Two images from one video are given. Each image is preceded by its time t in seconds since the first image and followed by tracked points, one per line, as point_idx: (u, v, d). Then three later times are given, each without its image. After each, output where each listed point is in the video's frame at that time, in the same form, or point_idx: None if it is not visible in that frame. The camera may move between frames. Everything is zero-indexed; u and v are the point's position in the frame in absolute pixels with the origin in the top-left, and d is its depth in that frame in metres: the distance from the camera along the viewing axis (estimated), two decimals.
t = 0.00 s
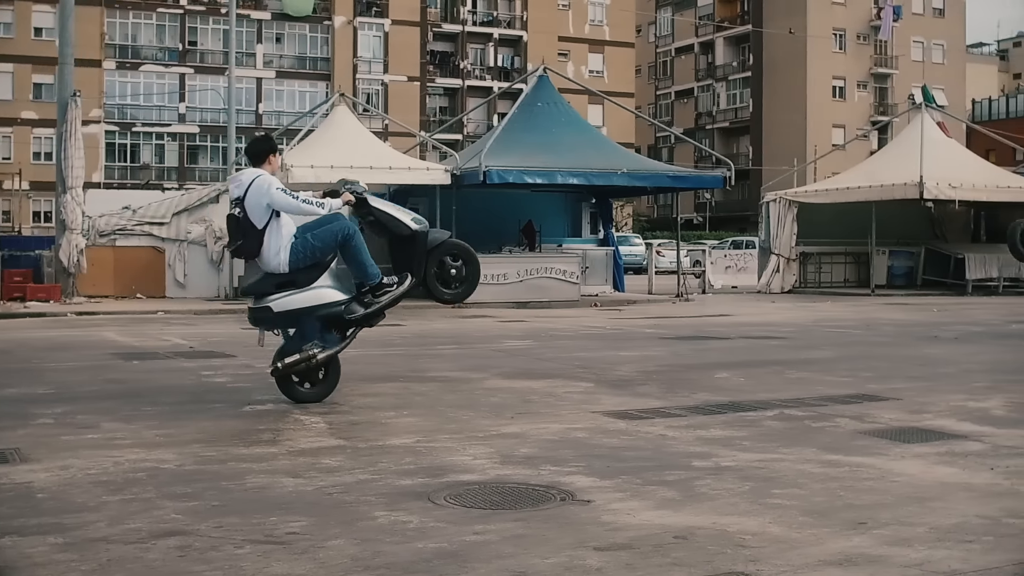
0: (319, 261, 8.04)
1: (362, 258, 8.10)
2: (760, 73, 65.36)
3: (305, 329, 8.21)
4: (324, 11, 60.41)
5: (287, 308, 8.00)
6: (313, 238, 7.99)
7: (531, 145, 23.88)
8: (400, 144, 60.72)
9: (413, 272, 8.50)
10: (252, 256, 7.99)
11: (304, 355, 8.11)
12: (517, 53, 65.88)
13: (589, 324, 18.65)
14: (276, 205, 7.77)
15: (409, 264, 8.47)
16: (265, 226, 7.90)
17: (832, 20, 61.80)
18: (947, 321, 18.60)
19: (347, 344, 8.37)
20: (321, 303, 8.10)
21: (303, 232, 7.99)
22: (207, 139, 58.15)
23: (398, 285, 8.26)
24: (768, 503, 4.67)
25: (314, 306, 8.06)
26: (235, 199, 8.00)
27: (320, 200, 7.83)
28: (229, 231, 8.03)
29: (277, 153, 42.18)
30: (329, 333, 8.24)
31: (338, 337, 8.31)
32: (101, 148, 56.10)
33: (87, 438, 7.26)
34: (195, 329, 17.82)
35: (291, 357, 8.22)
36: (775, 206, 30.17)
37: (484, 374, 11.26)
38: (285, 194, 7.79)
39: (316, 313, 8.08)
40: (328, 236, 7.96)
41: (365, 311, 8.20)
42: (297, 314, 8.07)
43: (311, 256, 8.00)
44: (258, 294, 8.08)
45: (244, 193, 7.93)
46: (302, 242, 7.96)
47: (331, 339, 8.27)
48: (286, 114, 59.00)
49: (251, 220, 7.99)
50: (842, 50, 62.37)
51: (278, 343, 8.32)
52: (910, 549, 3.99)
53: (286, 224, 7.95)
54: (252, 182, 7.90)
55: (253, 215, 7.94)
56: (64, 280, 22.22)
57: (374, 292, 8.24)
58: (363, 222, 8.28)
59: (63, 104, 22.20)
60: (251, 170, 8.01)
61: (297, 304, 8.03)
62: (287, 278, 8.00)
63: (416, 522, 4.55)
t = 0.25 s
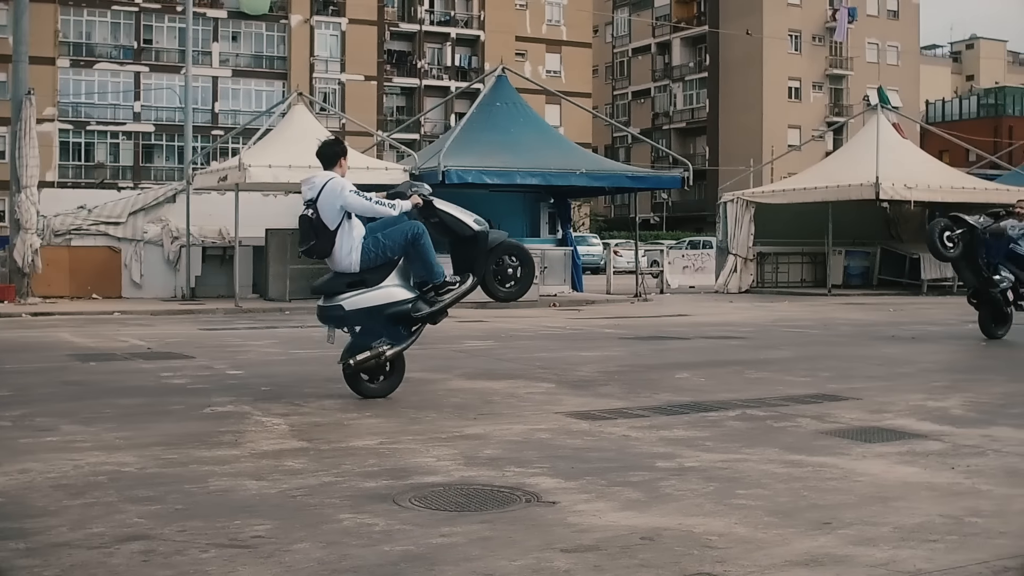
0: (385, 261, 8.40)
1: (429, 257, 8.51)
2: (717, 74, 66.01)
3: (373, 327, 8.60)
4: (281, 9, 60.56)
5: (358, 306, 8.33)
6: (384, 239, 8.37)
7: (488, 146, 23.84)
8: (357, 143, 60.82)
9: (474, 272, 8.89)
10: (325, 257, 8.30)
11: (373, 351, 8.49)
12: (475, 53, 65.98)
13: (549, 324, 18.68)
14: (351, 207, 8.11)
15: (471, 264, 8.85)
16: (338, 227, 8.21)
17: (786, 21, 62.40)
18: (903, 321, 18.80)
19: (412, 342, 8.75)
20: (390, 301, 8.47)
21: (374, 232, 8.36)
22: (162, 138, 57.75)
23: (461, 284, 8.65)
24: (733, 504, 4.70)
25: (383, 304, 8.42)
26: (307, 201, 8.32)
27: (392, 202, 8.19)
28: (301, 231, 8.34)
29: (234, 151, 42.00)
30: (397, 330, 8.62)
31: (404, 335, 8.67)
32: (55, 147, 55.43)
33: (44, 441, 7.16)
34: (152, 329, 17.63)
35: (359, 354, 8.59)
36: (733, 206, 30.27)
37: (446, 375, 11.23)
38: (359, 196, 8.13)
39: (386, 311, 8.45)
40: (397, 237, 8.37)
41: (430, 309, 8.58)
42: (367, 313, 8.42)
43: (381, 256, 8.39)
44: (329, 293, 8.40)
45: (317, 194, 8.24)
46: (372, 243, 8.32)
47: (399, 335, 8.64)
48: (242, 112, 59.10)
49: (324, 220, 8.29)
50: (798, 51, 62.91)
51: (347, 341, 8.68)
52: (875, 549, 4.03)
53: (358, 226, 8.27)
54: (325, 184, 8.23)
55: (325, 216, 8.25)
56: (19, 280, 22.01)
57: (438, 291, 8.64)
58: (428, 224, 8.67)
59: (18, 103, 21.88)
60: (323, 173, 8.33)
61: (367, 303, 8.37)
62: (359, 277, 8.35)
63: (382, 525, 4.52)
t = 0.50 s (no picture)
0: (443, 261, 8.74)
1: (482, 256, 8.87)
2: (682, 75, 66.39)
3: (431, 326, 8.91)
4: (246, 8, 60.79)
5: (417, 304, 8.61)
6: (441, 239, 8.70)
7: (456, 145, 23.84)
8: (323, 143, 60.91)
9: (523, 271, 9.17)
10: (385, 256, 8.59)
11: (432, 350, 8.80)
12: (441, 52, 66.02)
13: (517, 324, 18.69)
14: (413, 207, 8.42)
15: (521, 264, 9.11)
16: (399, 227, 8.50)
17: (751, 21, 62.71)
18: (868, 321, 18.95)
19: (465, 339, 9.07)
20: (448, 300, 8.76)
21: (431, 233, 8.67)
22: (127, 137, 57.36)
23: (512, 282, 9.00)
24: (706, 505, 4.72)
25: (441, 303, 8.69)
26: (367, 203, 8.60)
27: (448, 202, 8.56)
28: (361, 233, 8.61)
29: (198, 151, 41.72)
30: (453, 328, 8.94)
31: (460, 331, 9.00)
32: (18, 146, 54.93)
33: (10, 444, 7.07)
34: (117, 329, 17.47)
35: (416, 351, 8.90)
36: (699, 206, 30.31)
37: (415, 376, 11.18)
38: (419, 197, 8.45)
39: (444, 309, 8.73)
40: (453, 236, 8.71)
41: (484, 307, 8.90)
42: (424, 311, 8.72)
43: (438, 256, 8.71)
44: (389, 293, 8.70)
45: (377, 196, 8.54)
46: (430, 243, 8.64)
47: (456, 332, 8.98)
48: (208, 112, 59.31)
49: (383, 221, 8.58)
50: (763, 52, 63.23)
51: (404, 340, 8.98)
52: (848, 548, 4.06)
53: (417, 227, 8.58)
54: (386, 186, 8.54)
55: (385, 217, 8.54)
56: None
57: (490, 288, 8.99)
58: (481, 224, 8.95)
59: None
60: (382, 176, 8.63)
61: (426, 301, 8.65)
62: (417, 277, 8.61)
63: (355, 526, 4.51)
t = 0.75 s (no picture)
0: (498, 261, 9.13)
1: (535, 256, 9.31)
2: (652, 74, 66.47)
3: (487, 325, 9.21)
4: (216, 7, 60.57)
5: (479, 305, 8.93)
6: (496, 240, 9.07)
7: (428, 144, 23.83)
8: (294, 141, 60.87)
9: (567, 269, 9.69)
10: (445, 259, 8.86)
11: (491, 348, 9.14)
12: (412, 51, 65.95)
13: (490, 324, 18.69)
14: (472, 211, 8.67)
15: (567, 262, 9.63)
16: (459, 230, 8.76)
17: (721, 22, 63.14)
18: (839, 321, 19.06)
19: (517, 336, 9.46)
20: (504, 299, 9.10)
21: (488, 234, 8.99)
22: (96, 136, 56.92)
23: (562, 280, 9.52)
24: (683, 505, 4.74)
25: (500, 302, 9.02)
26: (427, 206, 8.87)
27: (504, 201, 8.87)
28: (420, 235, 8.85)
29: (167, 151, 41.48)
30: (508, 325, 9.31)
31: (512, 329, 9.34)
32: None
33: None
34: (87, 330, 17.32)
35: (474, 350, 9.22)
36: (671, 206, 30.47)
37: (388, 376, 11.16)
38: (478, 200, 8.72)
39: (502, 308, 9.06)
40: (508, 236, 9.09)
41: (537, 304, 9.29)
42: (483, 310, 9.05)
43: (494, 256, 9.07)
44: (449, 293, 8.98)
45: (438, 200, 8.81)
46: (487, 245, 8.96)
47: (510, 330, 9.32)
48: (178, 111, 59.07)
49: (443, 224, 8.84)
50: (732, 52, 63.80)
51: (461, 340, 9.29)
52: (825, 548, 4.08)
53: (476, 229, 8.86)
54: (445, 190, 8.81)
55: (445, 220, 8.79)
56: None
57: (540, 286, 9.43)
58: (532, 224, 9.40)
59: None
60: (440, 180, 8.89)
61: (487, 301, 8.96)
62: (475, 278, 8.94)
63: (332, 528, 4.48)
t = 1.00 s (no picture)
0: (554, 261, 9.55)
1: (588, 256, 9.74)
2: (630, 74, 66.64)
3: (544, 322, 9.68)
4: (192, 6, 60.38)
5: (538, 304, 9.36)
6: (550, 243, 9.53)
7: (405, 144, 23.81)
8: (272, 141, 60.75)
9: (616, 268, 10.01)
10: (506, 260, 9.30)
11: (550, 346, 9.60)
12: (389, 51, 65.81)
13: (468, 325, 18.69)
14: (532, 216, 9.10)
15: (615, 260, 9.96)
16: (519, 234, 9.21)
17: (698, 22, 63.24)
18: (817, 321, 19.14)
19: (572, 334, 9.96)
20: (561, 298, 9.50)
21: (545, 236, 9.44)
22: (71, 136, 56.60)
23: (613, 277, 9.91)
24: (665, 506, 4.75)
25: (558, 300, 9.45)
26: (487, 211, 9.30)
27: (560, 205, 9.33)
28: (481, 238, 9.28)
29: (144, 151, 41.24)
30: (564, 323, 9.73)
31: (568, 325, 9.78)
32: None
33: None
34: (63, 331, 17.20)
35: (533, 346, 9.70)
36: (649, 206, 30.54)
37: (369, 377, 11.14)
38: (538, 205, 9.17)
39: (560, 306, 9.49)
40: (563, 238, 9.52)
41: (591, 301, 9.73)
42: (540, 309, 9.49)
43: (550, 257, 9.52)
44: (509, 294, 9.41)
45: (497, 205, 9.24)
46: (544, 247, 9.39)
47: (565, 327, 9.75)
48: (154, 110, 58.92)
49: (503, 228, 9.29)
50: (710, 52, 63.89)
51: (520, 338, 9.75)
52: (809, 550, 4.10)
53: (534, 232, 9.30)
54: (504, 196, 9.24)
55: (504, 224, 9.24)
56: None
57: (593, 284, 9.84)
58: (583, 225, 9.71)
59: None
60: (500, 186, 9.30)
61: (545, 300, 9.38)
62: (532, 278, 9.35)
63: (314, 530, 4.47)
